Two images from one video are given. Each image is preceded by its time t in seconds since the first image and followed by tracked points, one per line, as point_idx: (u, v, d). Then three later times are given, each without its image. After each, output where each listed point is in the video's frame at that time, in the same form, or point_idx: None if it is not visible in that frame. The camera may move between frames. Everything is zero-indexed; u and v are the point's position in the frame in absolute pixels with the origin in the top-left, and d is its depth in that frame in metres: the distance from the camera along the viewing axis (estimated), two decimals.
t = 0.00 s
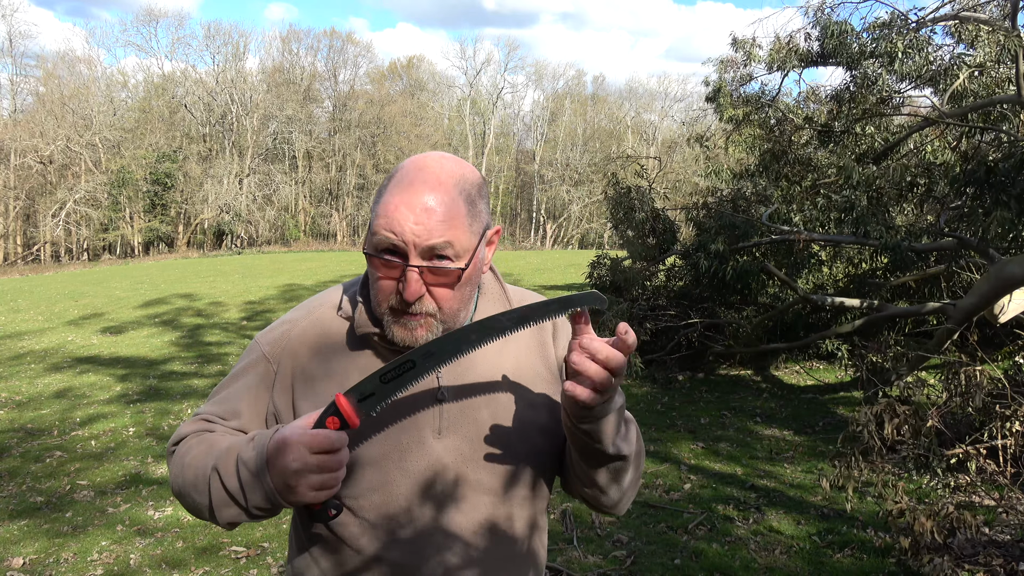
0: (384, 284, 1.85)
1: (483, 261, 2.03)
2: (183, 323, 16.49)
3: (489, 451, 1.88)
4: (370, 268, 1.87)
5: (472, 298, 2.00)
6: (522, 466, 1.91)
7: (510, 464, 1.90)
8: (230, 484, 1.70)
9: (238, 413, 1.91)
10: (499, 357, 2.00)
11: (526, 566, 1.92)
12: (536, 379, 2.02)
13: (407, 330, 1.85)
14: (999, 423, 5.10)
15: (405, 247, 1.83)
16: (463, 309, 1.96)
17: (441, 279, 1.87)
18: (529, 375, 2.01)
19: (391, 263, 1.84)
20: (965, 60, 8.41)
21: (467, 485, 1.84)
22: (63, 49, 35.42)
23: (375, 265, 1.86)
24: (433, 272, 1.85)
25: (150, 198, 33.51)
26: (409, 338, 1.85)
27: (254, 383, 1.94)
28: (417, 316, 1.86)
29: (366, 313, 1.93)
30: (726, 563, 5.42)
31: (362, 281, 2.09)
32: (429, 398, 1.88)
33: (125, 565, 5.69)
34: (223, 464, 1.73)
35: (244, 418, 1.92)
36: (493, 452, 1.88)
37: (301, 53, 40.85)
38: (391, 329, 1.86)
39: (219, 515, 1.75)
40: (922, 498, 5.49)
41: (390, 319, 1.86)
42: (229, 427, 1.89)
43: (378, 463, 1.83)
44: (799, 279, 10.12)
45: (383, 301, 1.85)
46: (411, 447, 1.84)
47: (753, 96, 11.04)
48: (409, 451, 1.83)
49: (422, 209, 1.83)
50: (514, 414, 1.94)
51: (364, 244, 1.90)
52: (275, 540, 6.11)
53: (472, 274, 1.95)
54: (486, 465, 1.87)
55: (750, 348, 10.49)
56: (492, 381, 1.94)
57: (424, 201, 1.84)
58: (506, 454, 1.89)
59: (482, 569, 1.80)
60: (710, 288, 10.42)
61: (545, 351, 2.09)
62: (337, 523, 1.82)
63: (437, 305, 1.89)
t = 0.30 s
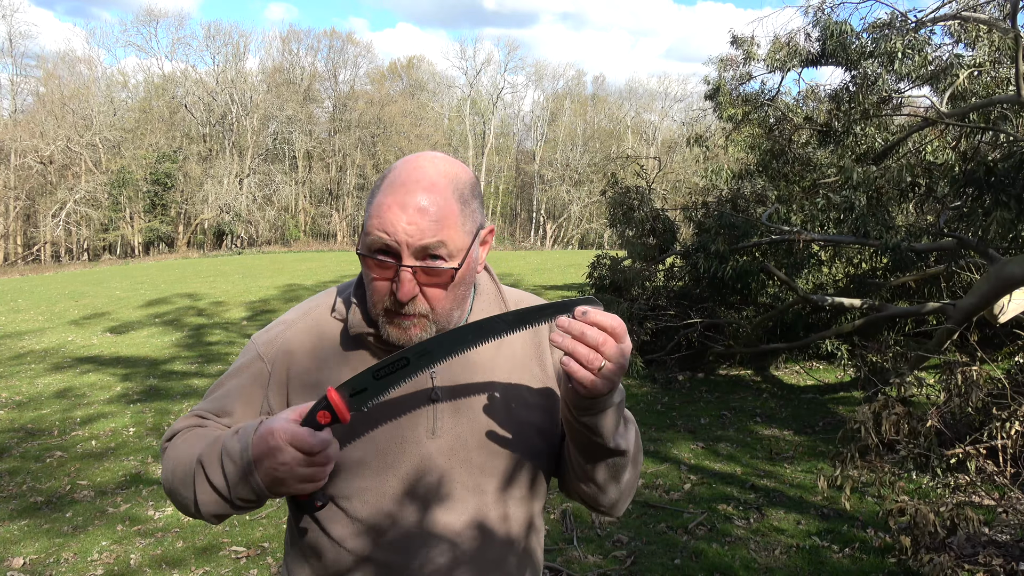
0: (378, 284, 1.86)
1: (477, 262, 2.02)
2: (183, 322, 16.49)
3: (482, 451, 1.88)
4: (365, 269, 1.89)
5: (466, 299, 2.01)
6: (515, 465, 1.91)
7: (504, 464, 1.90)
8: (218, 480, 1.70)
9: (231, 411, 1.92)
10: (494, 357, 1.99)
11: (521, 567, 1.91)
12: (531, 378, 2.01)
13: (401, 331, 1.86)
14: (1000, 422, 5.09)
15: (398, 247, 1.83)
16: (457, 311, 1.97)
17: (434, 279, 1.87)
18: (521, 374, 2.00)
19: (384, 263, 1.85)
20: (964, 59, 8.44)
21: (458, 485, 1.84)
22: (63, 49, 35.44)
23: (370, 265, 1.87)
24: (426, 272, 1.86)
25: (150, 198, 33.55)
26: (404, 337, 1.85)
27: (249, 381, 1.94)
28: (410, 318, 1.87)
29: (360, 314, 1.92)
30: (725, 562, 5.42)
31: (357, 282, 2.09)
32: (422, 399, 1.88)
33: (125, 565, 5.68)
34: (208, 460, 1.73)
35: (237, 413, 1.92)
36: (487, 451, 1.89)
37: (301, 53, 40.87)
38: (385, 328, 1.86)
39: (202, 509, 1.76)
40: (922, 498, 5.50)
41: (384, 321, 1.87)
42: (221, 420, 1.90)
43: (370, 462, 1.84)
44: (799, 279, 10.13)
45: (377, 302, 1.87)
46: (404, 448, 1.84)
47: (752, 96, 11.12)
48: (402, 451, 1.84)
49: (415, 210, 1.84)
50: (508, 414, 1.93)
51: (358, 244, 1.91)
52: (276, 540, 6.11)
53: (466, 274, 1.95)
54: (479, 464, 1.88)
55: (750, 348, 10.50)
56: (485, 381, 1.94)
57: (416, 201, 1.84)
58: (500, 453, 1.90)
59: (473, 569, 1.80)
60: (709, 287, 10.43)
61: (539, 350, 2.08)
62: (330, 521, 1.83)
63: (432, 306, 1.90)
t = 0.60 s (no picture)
0: (378, 277, 1.94)
1: (476, 257, 2.05)
2: (183, 322, 16.48)
3: (476, 449, 1.88)
4: (364, 262, 1.96)
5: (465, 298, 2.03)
6: (508, 463, 1.90)
7: (497, 460, 1.90)
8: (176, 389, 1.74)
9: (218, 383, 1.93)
10: (490, 356, 1.99)
11: (516, 567, 1.91)
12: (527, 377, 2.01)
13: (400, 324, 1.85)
14: (1000, 422, 5.08)
15: (397, 243, 1.87)
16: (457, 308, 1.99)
17: (433, 273, 1.90)
18: (518, 373, 2.00)
19: (383, 259, 1.91)
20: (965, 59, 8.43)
21: (452, 484, 1.85)
22: (63, 49, 35.44)
23: (368, 260, 1.94)
24: (424, 268, 1.89)
25: (150, 198, 33.54)
26: (404, 332, 1.86)
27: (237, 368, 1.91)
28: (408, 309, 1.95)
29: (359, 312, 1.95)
30: (725, 562, 5.43)
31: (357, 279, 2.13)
32: (419, 398, 1.88)
33: (125, 566, 5.68)
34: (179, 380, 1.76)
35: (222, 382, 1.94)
36: (478, 447, 1.88)
37: (301, 53, 40.86)
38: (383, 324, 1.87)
39: (159, 438, 1.72)
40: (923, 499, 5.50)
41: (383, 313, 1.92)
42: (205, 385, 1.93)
43: (365, 461, 1.83)
44: (799, 279, 10.13)
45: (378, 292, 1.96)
46: (397, 445, 1.84)
47: (752, 95, 11.11)
48: (394, 447, 1.84)
49: (414, 206, 1.83)
50: (502, 413, 1.92)
51: (357, 238, 1.95)
52: (275, 540, 6.11)
53: (465, 269, 1.99)
54: (473, 462, 1.88)
55: (750, 348, 10.50)
56: (481, 380, 1.94)
57: (414, 198, 1.84)
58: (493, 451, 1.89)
59: (466, 570, 1.81)
60: (709, 288, 10.43)
61: (536, 349, 2.07)
62: (323, 520, 1.84)
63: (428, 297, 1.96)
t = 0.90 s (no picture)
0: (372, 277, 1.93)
1: (471, 254, 2.05)
2: (183, 322, 16.46)
3: (473, 451, 1.87)
4: (358, 262, 1.94)
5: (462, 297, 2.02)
6: (506, 465, 1.90)
7: (493, 461, 1.89)
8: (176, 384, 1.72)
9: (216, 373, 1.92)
10: (489, 358, 1.98)
11: (513, 565, 1.90)
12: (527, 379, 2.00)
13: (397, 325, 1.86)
14: (999, 422, 5.08)
15: (390, 241, 1.87)
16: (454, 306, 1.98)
17: (427, 271, 1.90)
18: (516, 375, 1.99)
19: (377, 258, 1.90)
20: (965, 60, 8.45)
21: (449, 485, 1.84)
22: (63, 49, 35.42)
23: (363, 258, 1.93)
24: (418, 265, 1.88)
25: (150, 198, 33.53)
26: (401, 331, 1.86)
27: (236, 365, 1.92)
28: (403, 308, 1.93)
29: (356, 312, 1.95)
30: (726, 562, 5.42)
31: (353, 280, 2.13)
32: (417, 399, 1.88)
33: (125, 565, 5.68)
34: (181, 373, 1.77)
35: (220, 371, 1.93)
36: (475, 449, 1.88)
37: (301, 53, 40.85)
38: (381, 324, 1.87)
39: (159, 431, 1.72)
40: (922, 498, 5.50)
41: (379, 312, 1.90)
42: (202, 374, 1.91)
43: (361, 462, 1.84)
44: (799, 279, 10.12)
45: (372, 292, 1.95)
46: (395, 446, 1.84)
47: (753, 95, 11.10)
48: (391, 448, 1.84)
49: (407, 203, 1.83)
50: (501, 415, 1.92)
51: (350, 237, 1.94)
52: (275, 540, 6.10)
53: (461, 266, 1.98)
54: (470, 465, 1.87)
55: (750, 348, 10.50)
56: (478, 382, 1.93)
57: (407, 195, 1.84)
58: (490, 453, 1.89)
59: (461, 570, 1.80)
60: (709, 287, 10.43)
61: (536, 350, 2.05)
62: (321, 520, 1.84)
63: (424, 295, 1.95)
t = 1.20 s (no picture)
0: (368, 279, 1.92)
1: (466, 253, 2.04)
2: (182, 322, 16.46)
3: (471, 451, 1.87)
4: (353, 264, 1.93)
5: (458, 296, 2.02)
6: (502, 463, 1.89)
7: (491, 460, 1.88)
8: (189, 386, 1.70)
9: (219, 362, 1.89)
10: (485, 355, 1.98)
11: (513, 566, 1.90)
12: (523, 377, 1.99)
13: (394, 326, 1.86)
14: (1000, 422, 5.09)
15: (386, 242, 1.85)
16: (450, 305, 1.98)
17: (423, 270, 1.89)
18: (514, 372, 1.98)
19: (373, 258, 1.89)
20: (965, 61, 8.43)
21: (446, 486, 1.84)
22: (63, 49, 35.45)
23: (358, 260, 1.92)
24: (414, 264, 1.87)
25: (150, 198, 33.54)
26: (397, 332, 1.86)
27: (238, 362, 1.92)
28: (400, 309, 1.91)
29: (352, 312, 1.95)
30: (725, 562, 5.42)
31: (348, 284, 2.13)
32: (414, 397, 1.88)
33: (125, 565, 5.69)
34: (189, 374, 1.74)
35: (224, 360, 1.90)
36: (473, 449, 1.87)
37: (301, 53, 40.88)
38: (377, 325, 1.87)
39: (163, 432, 1.70)
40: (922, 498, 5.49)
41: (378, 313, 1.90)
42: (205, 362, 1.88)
43: (358, 461, 1.84)
44: (799, 279, 10.12)
45: (368, 293, 1.93)
46: (393, 446, 1.84)
47: (754, 95, 11.10)
48: (390, 447, 1.84)
49: (401, 203, 1.84)
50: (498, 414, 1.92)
51: (346, 240, 1.94)
52: (275, 540, 6.11)
53: (455, 266, 1.97)
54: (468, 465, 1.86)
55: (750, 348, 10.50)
56: (475, 380, 1.93)
57: (401, 195, 1.84)
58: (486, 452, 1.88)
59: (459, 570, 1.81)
60: (709, 287, 10.45)
61: (532, 346, 2.05)
62: (320, 519, 1.84)
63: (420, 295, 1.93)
